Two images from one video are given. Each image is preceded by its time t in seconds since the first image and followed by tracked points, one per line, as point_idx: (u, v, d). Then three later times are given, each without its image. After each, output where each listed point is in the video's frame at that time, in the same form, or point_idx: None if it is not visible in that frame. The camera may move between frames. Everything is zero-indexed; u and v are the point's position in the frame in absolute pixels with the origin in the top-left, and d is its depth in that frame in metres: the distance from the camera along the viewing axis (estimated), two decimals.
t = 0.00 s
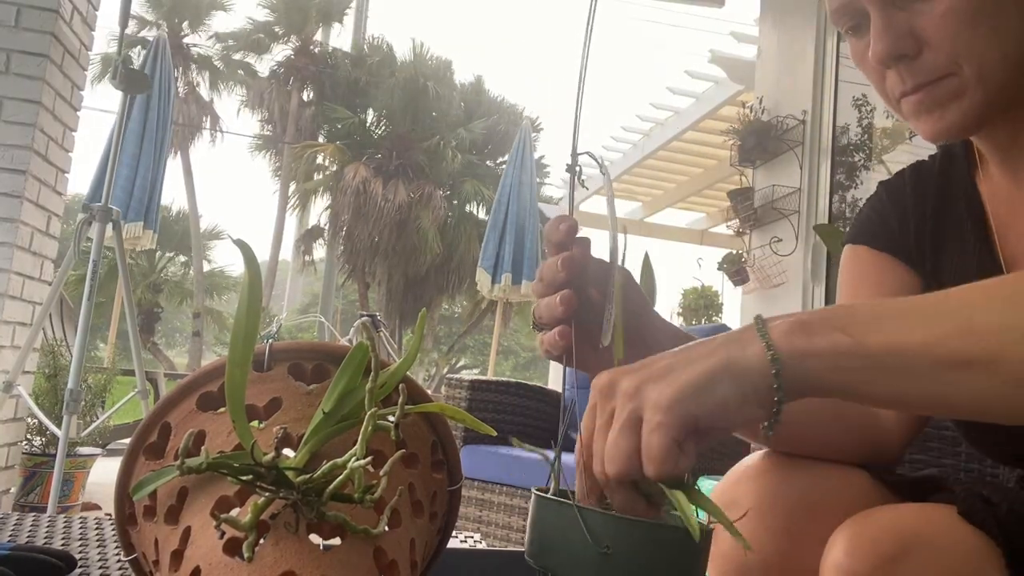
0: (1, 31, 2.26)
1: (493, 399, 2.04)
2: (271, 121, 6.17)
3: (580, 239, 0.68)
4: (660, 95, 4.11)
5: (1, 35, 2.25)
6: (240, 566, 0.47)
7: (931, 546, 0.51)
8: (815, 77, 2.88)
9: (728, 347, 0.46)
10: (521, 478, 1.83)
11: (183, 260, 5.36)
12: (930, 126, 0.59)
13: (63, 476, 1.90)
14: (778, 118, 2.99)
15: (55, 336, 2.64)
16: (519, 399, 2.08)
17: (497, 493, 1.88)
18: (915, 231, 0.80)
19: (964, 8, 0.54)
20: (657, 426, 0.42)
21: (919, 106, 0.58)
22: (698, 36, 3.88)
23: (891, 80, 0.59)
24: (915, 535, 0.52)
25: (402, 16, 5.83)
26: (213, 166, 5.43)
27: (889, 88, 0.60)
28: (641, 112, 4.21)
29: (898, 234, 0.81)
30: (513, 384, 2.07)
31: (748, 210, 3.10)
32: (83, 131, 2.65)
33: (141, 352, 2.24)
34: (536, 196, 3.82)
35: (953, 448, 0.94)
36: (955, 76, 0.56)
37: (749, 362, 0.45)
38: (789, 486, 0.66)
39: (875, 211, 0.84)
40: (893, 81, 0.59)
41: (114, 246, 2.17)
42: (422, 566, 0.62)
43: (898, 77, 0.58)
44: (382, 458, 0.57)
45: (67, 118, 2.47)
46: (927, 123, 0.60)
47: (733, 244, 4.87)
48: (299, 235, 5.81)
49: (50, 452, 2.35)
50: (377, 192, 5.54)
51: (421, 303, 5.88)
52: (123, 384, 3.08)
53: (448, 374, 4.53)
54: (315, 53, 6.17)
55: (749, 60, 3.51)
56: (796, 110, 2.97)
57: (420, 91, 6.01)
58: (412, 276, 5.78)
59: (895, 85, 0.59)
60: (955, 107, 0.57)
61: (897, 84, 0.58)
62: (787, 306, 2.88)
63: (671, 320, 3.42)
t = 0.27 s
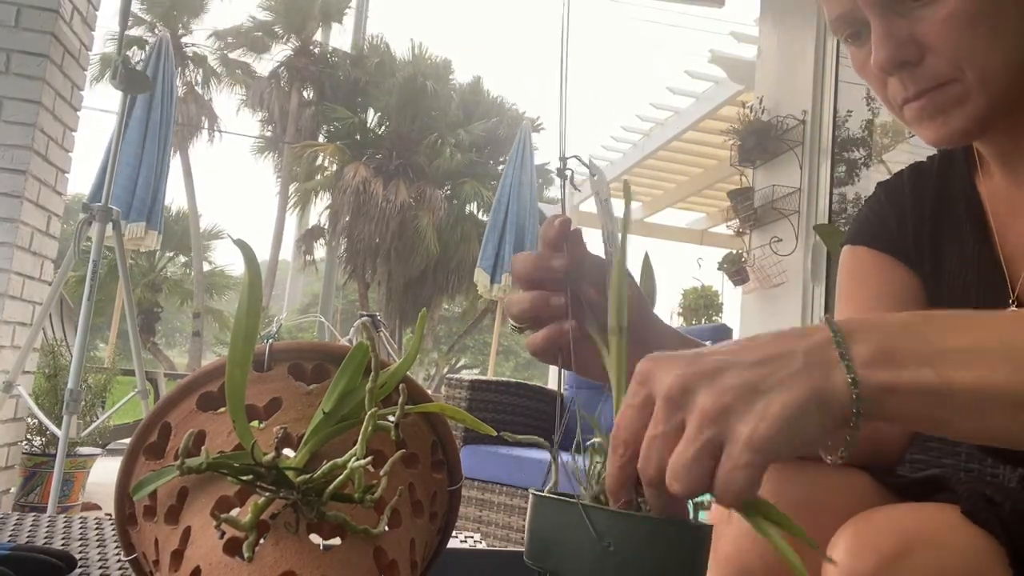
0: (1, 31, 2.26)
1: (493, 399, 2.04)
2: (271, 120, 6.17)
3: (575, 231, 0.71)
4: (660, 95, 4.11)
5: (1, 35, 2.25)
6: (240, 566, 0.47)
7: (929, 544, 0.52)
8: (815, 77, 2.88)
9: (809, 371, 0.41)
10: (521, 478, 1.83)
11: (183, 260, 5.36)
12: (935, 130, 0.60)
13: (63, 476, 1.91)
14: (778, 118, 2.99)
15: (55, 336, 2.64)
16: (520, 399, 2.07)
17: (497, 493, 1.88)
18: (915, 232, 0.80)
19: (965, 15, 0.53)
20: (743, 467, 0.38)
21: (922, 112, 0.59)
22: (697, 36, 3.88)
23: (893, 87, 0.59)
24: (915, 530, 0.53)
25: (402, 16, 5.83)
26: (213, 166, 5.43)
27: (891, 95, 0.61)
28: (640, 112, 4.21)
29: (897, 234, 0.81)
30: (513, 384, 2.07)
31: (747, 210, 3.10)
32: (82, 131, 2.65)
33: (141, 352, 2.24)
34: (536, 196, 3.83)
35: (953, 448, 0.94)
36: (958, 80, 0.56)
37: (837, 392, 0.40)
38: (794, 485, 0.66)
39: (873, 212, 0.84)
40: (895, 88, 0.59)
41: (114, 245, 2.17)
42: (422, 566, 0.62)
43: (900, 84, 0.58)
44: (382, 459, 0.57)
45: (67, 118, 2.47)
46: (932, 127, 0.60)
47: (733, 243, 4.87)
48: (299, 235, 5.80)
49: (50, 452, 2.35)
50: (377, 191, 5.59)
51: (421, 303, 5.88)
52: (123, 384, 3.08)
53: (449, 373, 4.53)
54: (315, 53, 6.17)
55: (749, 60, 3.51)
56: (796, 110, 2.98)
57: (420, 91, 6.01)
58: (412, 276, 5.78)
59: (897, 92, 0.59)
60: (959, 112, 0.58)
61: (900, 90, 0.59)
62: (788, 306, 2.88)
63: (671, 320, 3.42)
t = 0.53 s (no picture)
0: (1, 31, 2.26)
1: (493, 399, 2.04)
2: (271, 121, 6.17)
3: (578, 234, 0.74)
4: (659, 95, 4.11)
5: (1, 35, 2.25)
6: (240, 566, 0.47)
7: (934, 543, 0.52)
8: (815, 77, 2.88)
9: (854, 370, 0.44)
10: (521, 478, 1.83)
11: (183, 261, 5.38)
12: (938, 143, 0.60)
13: (63, 476, 1.91)
14: (778, 118, 2.99)
15: (55, 336, 2.64)
16: (519, 399, 2.08)
17: (497, 493, 1.88)
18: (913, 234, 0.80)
19: (963, 24, 0.53)
20: (776, 451, 0.41)
21: (923, 125, 0.59)
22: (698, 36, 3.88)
23: (893, 102, 0.59)
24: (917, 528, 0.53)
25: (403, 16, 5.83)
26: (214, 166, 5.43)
27: (891, 109, 0.61)
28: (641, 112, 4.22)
29: (897, 237, 0.82)
30: (513, 384, 2.07)
31: (748, 210, 3.10)
32: (82, 131, 2.65)
33: (141, 352, 2.24)
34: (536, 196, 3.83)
35: (953, 448, 0.94)
36: (957, 93, 0.56)
37: (882, 388, 0.44)
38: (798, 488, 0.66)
39: (874, 214, 0.85)
40: (896, 103, 0.59)
41: (114, 245, 2.17)
42: (422, 566, 0.62)
43: (901, 98, 0.58)
44: (382, 458, 0.57)
45: (67, 118, 2.47)
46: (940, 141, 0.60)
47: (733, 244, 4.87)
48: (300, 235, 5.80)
49: (50, 452, 2.35)
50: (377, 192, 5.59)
51: (421, 303, 5.87)
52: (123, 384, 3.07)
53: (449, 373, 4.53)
54: (315, 54, 6.16)
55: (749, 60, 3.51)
56: (796, 110, 2.98)
57: (421, 92, 6.00)
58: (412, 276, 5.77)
59: (897, 107, 0.59)
60: (960, 123, 0.58)
61: (901, 105, 0.59)
62: (788, 306, 2.88)
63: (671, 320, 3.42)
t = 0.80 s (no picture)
0: (1, 31, 2.26)
1: (493, 399, 2.04)
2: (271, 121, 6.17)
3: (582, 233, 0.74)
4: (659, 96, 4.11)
5: (1, 35, 2.25)
6: (241, 566, 0.47)
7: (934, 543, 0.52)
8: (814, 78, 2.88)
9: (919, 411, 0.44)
10: (521, 478, 1.84)
11: (183, 261, 5.37)
12: (942, 147, 0.62)
13: (63, 476, 1.91)
14: (778, 118, 2.99)
15: (55, 336, 2.64)
16: (519, 399, 2.08)
17: (497, 493, 1.88)
18: (915, 232, 0.80)
19: (964, 28, 0.53)
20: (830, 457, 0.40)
21: (924, 129, 0.60)
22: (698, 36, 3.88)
23: (895, 109, 0.60)
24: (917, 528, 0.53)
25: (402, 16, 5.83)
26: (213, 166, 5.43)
27: (894, 116, 0.62)
28: (640, 112, 4.22)
29: (897, 235, 0.82)
30: (513, 384, 2.08)
31: (748, 210, 3.11)
32: (82, 131, 2.65)
33: (141, 352, 2.24)
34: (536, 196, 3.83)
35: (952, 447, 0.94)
36: (959, 97, 0.57)
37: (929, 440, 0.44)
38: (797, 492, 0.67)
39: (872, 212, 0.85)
40: (898, 109, 0.60)
41: (114, 246, 2.17)
42: (422, 567, 0.62)
43: (904, 104, 0.59)
44: (382, 459, 0.57)
45: (67, 118, 2.47)
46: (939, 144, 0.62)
47: (733, 244, 4.87)
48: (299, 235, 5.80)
49: (50, 452, 2.35)
50: (377, 191, 5.63)
51: (421, 303, 5.86)
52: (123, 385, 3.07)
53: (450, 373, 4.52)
54: (315, 54, 6.15)
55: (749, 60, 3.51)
56: (796, 110, 2.98)
57: (420, 91, 6.00)
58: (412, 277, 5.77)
59: (900, 112, 0.60)
60: (964, 127, 0.59)
61: (902, 109, 0.59)
62: (789, 306, 2.88)
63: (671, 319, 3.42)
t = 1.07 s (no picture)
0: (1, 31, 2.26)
1: (493, 399, 2.04)
2: (271, 121, 6.19)
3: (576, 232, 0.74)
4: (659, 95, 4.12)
5: (1, 35, 2.25)
6: (240, 566, 0.47)
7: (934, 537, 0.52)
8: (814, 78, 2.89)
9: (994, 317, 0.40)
10: (521, 479, 1.83)
11: (184, 261, 5.33)
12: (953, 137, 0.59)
13: (62, 476, 1.91)
14: (778, 119, 3.03)
15: (55, 336, 2.64)
16: (519, 399, 2.08)
17: (497, 493, 1.88)
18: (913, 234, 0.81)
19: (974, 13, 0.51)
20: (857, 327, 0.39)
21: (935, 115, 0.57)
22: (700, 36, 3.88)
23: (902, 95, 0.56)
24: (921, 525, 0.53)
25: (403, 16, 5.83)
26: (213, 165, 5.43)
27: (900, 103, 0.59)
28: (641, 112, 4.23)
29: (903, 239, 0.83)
30: (513, 384, 2.07)
31: (748, 210, 3.15)
32: (82, 131, 2.66)
33: (141, 352, 2.23)
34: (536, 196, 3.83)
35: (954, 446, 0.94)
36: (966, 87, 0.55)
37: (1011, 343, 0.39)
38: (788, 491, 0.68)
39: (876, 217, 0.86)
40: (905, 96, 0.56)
41: (114, 245, 2.16)
42: (422, 566, 0.61)
43: (914, 86, 0.54)
44: (382, 458, 0.57)
45: (67, 118, 2.47)
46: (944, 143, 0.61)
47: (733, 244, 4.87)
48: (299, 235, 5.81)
49: (50, 452, 2.35)
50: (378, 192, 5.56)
51: (422, 303, 5.85)
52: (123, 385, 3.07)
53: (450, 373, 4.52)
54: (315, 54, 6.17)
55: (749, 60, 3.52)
56: (796, 110, 2.98)
57: (420, 91, 6.00)
58: (412, 277, 5.77)
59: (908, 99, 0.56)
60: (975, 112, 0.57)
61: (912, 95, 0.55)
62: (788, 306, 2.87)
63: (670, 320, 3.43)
